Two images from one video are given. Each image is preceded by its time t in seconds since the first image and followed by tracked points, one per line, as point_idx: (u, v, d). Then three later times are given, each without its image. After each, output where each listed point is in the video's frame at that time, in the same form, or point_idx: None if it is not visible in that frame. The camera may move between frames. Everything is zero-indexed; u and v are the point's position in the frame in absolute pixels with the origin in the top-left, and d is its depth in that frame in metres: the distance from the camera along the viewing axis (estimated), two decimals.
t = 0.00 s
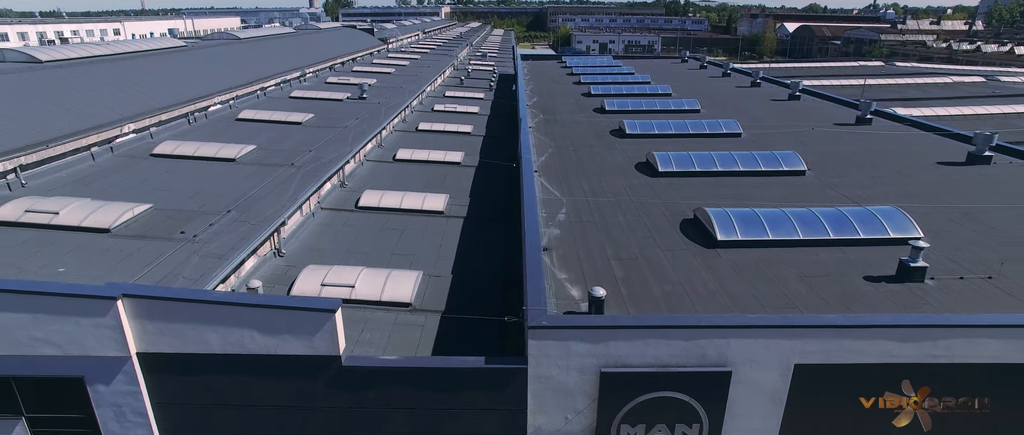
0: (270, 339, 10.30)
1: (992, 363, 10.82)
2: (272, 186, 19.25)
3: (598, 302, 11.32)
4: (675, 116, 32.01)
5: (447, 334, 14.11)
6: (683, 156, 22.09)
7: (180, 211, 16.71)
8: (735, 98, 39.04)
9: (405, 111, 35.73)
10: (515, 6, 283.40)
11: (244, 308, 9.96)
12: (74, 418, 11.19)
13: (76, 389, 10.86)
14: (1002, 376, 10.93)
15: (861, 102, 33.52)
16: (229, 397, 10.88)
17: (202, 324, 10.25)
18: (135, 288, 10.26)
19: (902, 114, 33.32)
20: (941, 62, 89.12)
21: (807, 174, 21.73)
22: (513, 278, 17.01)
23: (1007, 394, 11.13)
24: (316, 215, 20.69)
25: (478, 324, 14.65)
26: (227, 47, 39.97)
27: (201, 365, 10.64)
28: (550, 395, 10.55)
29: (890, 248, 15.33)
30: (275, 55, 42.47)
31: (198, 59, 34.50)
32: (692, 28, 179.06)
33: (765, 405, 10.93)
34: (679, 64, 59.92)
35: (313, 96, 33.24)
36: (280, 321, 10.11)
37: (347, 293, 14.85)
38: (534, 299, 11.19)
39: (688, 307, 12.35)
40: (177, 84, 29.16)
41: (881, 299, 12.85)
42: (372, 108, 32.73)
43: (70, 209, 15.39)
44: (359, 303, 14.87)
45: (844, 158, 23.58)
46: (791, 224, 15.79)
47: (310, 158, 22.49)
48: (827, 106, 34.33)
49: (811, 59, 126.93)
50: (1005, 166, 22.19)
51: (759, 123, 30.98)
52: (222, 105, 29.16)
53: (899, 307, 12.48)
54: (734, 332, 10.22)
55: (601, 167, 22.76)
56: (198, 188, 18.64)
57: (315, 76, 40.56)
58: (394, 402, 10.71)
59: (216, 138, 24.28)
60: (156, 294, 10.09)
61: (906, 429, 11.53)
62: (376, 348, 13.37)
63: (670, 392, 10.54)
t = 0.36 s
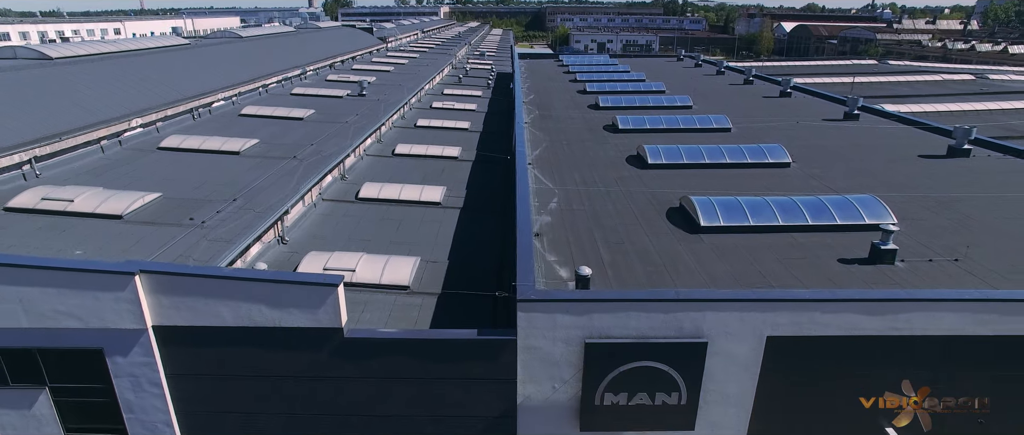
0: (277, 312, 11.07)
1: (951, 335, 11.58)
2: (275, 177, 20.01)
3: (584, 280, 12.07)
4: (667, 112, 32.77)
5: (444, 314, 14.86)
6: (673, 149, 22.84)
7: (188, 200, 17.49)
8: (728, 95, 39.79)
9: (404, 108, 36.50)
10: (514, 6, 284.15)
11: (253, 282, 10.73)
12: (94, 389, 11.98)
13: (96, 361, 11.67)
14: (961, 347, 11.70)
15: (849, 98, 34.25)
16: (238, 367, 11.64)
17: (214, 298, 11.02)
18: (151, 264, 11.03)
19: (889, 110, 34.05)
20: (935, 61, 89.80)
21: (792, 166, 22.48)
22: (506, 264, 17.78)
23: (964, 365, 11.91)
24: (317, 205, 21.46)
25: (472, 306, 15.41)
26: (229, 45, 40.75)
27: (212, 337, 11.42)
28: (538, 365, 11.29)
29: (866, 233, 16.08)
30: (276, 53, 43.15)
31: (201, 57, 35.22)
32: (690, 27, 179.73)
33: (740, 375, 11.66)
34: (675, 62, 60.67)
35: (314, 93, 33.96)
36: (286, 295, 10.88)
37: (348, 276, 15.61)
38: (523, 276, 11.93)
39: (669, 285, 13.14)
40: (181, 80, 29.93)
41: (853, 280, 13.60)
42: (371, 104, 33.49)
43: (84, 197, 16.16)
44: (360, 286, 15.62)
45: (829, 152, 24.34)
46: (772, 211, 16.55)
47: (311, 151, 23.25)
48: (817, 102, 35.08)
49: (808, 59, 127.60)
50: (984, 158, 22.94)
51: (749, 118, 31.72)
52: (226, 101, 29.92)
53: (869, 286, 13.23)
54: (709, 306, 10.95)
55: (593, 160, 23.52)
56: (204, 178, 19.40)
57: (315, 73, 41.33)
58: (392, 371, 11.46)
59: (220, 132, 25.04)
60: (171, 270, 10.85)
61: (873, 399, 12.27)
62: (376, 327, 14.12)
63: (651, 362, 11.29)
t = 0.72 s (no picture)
0: (285, 287, 11.91)
1: (913, 310, 12.37)
2: (280, 169, 20.85)
3: (571, 259, 12.90)
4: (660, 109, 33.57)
5: (441, 296, 15.70)
6: (662, 142, 23.66)
7: (197, 189, 18.33)
8: (721, 92, 40.57)
9: (403, 104, 37.34)
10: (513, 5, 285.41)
11: (263, 259, 11.58)
12: (113, 359, 12.97)
13: (116, 333, 12.63)
14: (923, 321, 12.50)
15: (838, 95, 35.03)
16: (248, 339, 12.48)
17: (227, 275, 11.89)
18: (168, 243, 11.88)
19: (877, 106, 34.81)
20: (930, 60, 90.64)
21: (777, 159, 23.27)
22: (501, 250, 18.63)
23: (926, 338, 12.71)
24: (320, 196, 22.30)
25: (468, 288, 16.26)
26: (232, 43, 41.61)
27: (224, 311, 12.27)
28: (527, 337, 12.10)
29: (842, 220, 16.88)
30: (278, 52, 43.92)
31: (205, 54, 36.01)
32: (688, 26, 180.44)
33: (717, 347, 12.42)
34: (671, 61, 61.47)
35: (316, 90, 34.76)
36: (294, 271, 11.74)
37: (349, 260, 16.45)
38: (514, 255, 12.74)
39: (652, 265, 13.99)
40: (186, 77, 30.80)
41: (826, 261, 14.41)
42: (371, 101, 34.33)
43: (99, 185, 17.05)
44: (361, 269, 16.44)
45: (815, 145, 25.13)
46: (753, 199, 17.36)
47: (314, 145, 24.07)
48: (807, 99, 35.86)
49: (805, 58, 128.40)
50: (963, 152, 23.69)
51: (740, 114, 32.50)
52: (230, 97, 30.77)
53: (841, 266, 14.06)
54: (685, 281, 11.72)
55: (586, 153, 24.34)
56: (211, 169, 20.23)
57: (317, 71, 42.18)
58: (391, 343, 12.29)
59: (225, 126, 25.87)
60: (186, 248, 11.69)
61: (843, 371, 13.05)
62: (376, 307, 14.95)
63: (633, 334, 12.08)
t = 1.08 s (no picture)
0: (291, 265, 12.84)
1: (878, 287, 13.06)
2: (283, 160, 21.74)
3: (559, 240, 13.78)
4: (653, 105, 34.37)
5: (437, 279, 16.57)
6: (651, 136, 24.50)
7: (205, 179, 19.25)
8: (714, 89, 41.39)
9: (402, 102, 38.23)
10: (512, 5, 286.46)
11: (271, 239, 12.52)
12: (130, 334, 14.08)
13: (134, 310, 13.70)
14: (887, 297, 13.20)
15: (827, 91, 35.82)
16: (258, 315, 13.45)
17: (237, 254, 12.85)
18: (183, 224, 12.85)
19: (865, 102, 35.58)
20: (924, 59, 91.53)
21: (763, 152, 24.10)
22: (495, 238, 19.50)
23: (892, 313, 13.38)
24: (322, 188, 23.19)
25: (463, 272, 17.13)
26: (235, 42, 42.58)
27: (235, 288, 13.23)
28: (516, 312, 13.00)
29: (820, 207, 17.72)
30: (279, 50, 44.85)
31: (210, 52, 36.98)
32: (686, 26, 181.28)
33: (694, 322, 13.22)
34: (667, 59, 62.29)
35: (317, 87, 35.65)
36: (300, 250, 12.66)
37: (351, 246, 17.31)
38: (504, 236, 13.63)
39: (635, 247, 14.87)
40: (191, 74, 31.76)
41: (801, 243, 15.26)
42: (371, 97, 35.21)
43: (112, 175, 18.02)
44: (361, 254, 17.30)
45: (800, 139, 25.95)
46: (736, 188, 18.18)
47: (316, 138, 24.96)
48: (797, 96, 36.66)
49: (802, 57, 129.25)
50: (943, 145, 24.37)
51: (731, 110, 33.31)
52: (233, 94, 31.69)
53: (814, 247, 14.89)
54: (661, 259, 12.55)
55: (579, 147, 25.20)
56: (218, 161, 21.20)
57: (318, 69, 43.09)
58: (390, 318, 13.20)
59: (230, 121, 26.79)
60: (200, 229, 12.66)
61: (814, 344, 13.66)
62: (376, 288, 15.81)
63: (615, 309, 12.93)
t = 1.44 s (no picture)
0: (300, 246, 13.91)
1: (850, 267, 13.68)
2: (290, 153, 22.74)
3: (550, 225, 14.71)
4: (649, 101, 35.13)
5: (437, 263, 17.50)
6: (644, 131, 25.45)
7: (216, 169, 20.27)
8: (709, 87, 42.16)
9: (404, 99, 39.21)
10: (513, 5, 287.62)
11: (281, 221, 13.61)
12: (147, 313, 15.36)
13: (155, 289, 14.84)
14: (861, 278, 13.79)
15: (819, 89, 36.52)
16: (270, 293, 14.57)
17: (251, 235, 13.97)
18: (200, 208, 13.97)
19: (857, 99, 36.26)
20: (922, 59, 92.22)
21: (751, 146, 24.92)
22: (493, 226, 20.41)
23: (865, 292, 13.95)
24: (327, 180, 24.13)
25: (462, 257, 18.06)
26: (241, 40, 43.70)
27: (248, 267, 14.38)
28: (510, 290, 13.92)
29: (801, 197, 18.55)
30: (285, 49, 45.97)
31: (217, 51, 38.09)
32: (686, 26, 182.02)
33: (677, 301, 14.02)
34: (665, 58, 63.08)
35: (322, 84, 36.62)
36: (308, 232, 13.71)
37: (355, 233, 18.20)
38: (499, 220, 14.58)
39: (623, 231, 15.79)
40: (199, 72, 32.88)
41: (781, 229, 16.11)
42: (374, 94, 36.18)
43: (129, 165, 19.12)
44: (367, 242, 18.20)
45: (789, 134, 26.74)
46: (721, 178, 19.01)
47: (321, 133, 25.93)
48: (790, 93, 37.41)
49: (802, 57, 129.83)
50: (926, 139, 24.85)
51: (724, 107, 34.11)
52: (240, 90, 32.74)
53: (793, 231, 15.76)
54: (642, 240, 13.41)
55: (574, 141, 26.11)
56: (227, 153, 22.26)
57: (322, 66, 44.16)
58: (391, 296, 14.20)
59: (237, 116, 27.82)
60: (216, 212, 13.79)
61: (791, 323, 14.30)
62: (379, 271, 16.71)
63: (603, 288, 13.80)
